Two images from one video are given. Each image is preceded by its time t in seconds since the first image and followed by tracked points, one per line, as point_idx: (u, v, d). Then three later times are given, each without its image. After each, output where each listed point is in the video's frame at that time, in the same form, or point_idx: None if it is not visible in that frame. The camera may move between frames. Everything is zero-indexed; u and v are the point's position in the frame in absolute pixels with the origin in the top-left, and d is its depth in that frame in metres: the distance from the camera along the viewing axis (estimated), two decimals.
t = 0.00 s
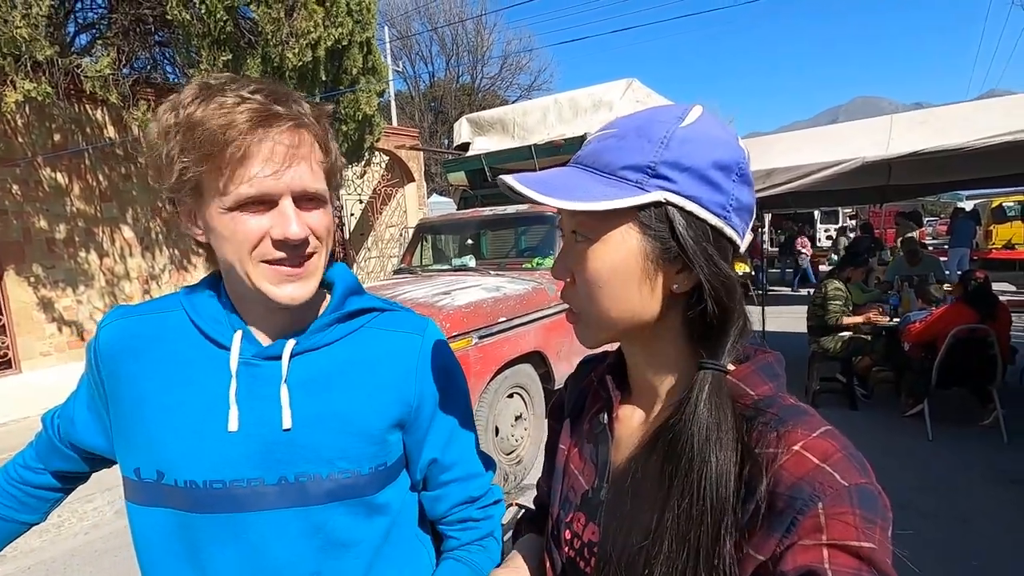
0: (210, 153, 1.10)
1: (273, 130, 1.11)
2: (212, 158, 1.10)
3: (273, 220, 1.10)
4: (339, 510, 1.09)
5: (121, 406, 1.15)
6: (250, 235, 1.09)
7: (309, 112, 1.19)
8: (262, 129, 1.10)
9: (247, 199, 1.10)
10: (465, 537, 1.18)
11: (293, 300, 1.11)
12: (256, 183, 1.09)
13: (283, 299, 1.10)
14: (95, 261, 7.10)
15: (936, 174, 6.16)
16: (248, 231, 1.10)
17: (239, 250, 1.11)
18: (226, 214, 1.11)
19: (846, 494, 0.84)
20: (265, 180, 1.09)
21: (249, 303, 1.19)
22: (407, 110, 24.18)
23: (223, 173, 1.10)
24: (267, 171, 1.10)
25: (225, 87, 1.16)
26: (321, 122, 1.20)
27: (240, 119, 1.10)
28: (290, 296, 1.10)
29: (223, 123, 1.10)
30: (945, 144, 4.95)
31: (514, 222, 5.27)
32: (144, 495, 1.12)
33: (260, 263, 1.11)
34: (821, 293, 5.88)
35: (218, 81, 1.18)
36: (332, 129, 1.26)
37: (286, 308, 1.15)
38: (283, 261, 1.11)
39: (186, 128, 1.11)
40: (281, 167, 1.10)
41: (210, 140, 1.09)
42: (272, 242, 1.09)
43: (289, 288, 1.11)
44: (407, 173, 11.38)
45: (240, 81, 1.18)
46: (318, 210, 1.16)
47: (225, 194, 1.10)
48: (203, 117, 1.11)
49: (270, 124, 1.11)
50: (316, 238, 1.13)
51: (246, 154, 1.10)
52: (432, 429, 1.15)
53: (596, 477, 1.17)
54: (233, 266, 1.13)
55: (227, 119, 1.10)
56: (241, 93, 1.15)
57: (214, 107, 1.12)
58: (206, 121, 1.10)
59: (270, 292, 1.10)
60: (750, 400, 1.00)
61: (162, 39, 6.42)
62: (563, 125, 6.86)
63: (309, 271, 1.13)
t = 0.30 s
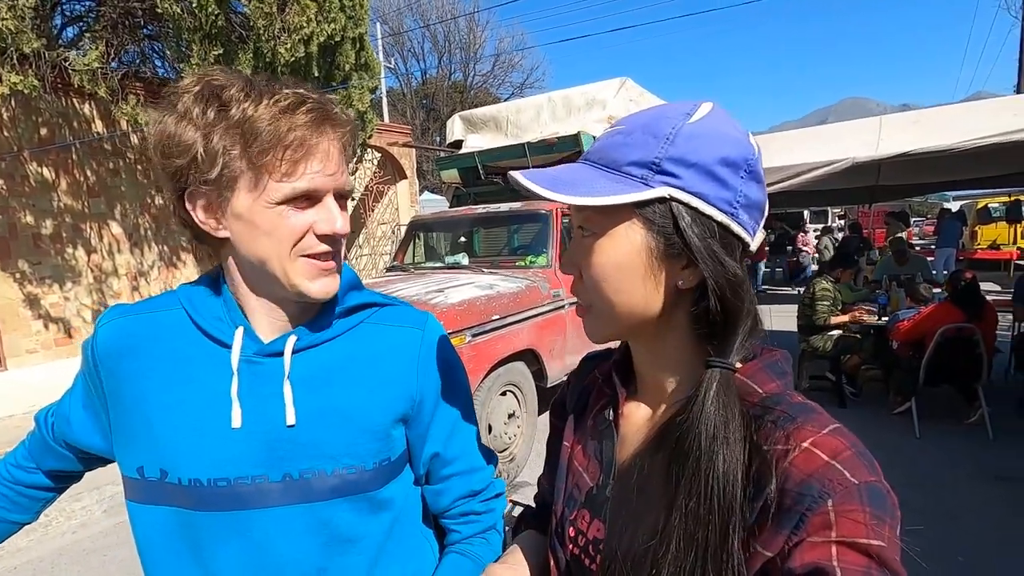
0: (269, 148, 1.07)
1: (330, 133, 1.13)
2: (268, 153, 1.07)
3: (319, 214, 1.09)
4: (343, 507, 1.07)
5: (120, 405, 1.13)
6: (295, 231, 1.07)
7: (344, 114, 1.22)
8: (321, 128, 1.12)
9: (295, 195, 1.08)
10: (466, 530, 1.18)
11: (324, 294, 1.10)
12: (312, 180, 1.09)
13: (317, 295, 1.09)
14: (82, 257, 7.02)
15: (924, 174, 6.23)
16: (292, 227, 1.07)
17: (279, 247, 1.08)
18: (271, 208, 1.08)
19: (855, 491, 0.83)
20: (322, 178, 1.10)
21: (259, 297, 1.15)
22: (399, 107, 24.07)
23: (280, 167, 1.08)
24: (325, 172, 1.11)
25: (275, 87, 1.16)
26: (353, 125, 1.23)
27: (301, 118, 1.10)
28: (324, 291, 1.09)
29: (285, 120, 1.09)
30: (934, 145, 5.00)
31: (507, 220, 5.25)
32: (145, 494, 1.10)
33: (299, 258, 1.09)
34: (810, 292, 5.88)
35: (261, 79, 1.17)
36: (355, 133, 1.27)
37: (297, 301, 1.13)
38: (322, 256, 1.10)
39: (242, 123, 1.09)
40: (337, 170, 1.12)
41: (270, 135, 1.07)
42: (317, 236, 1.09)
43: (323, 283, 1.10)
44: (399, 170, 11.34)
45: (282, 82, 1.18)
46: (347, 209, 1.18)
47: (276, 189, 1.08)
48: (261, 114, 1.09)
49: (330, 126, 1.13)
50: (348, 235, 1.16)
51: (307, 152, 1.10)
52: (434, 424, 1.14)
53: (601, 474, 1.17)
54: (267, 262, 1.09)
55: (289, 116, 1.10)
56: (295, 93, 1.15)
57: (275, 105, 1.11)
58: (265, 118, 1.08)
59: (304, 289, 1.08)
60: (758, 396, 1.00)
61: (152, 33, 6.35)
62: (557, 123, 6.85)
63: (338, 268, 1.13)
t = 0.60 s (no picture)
0: (272, 145, 1.07)
1: (330, 129, 1.13)
2: (271, 151, 1.07)
3: (321, 211, 1.10)
4: (341, 504, 1.07)
5: (116, 406, 1.13)
6: (298, 228, 1.07)
7: (343, 111, 1.22)
8: (323, 125, 1.12)
9: (298, 192, 1.08)
10: (465, 526, 1.18)
11: (327, 290, 1.09)
12: (314, 177, 1.09)
13: (321, 290, 1.09)
14: (78, 251, 6.99)
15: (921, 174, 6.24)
16: (295, 225, 1.07)
17: (284, 245, 1.07)
18: (274, 206, 1.07)
19: (858, 495, 0.83)
20: (324, 175, 1.10)
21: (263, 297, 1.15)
22: (397, 102, 24.02)
23: (283, 164, 1.07)
24: (328, 169, 1.11)
25: (273, 83, 1.15)
26: (350, 121, 1.23)
27: (303, 116, 1.10)
28: (327, 287, 1.09)
29: (287, 118, 1.08)
30: (932, 145, 5.00)
31: (505, 217, 5.25)
32: (144, 494, 1.10)
33: (303, 255, 1.08)
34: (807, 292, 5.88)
35: (258, 76, 1.16)
36: (353, 130, 1.27)
37: (298, 298, 1.13)
38: (326, 252, 1.10)
39: (243, 121, 1.08)
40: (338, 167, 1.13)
41: (273, 134, 1.07)
42: (320, 232, 1.09)
43: (326, 278, 1.09)
44: (397, 166, 11.31)
45: (279, 79, 1.18)
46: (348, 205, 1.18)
47: (280, 186, 1.07)
48: (262, 112, 1.08)
49: (330, 124, 1.13)
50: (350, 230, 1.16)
51: (310, 149, 1.09)
52: (432, 421, 1.14)
53: (605, 475, 1.17)
54: (272, 258, 1.08)
55: (291, 113, 1.09)
56: (294, 90, 1.15)
57: (276, 103, 1.10)
58: (268, 116, 1.08)
59: (308, 285, 1.08)
60: (764, 399, 0.99)
61: (149, 26, 6.31)
62: (555, 120, 6.84)
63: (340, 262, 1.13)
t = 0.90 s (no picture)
0: (278, 152, 1.11)
1: (334, 136, 1.18)
2: (277, 158, 1.11)
3: (325, 215, 1.14)
4: (347, 500, 1.11)
5: (129, 406, 1.17)
6: (302, 233, 1.12)
7: (347, 118, 1.26)
8: (327, 132, 1.17)
9: (303, 198, 1.12)
10: (466, 523, 1.21)
11: (331, 293, 1.14)
12: (318, 182, 1.13)
13: (323, 292, 1.13)
14: (96, 255, 7.12)
15: (934, 174, 6.19)
16: (299, 230, 1.11)
17: (288, 248, 1.12)
18: (280, 211, 1.12)
19: (843, 498, 0.85)
20: (328, 180, 1.15)
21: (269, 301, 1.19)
22: (408, 105, 24.16)
23: (288, 170, 1.12)
24: (331, 174, 1.16)
25: (279, 92, 1.19)
26: (354, 127, 1.28)
27: (308, 123, 1.14)
28: (330, 289, 1.14)
29: (292, 125, 1.13)
30: (945, 144, 4.97)
31: (515, 219, 5.28)
32: (156, 491, 1.14)
33: (307, 259, 1.13)
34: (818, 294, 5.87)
35: (264, 85, 1.20)
36: (355, 135, 1.32)
37: (303, 301, 1.18)
38: (328, 256, 1.15)
39: (250, 129, 1.12)
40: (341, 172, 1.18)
41: (279, 142, 1.11)
42: (324, 236, 1.13)
43: (329, 282, 1.14)
44: (407, 169, 11.40)
45: (284, 87, 1.22)
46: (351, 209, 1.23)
47: (285, 192, 1.12)
48: (267, 120, 1.13)
49: (334, 130, 1.18)
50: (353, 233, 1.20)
51: (314, 155, 1.14)
52: (433, 420, 1.18)
53: (602, 477, 1.20)
54: (279, 263, 1.12)
55: (296, 121, 1.14)
56: (298, 98, 1.19)
57: (282, 111, 1.15)
58: (274, 124, 1.12)
59: (311, 287, 1.13)
60: (753, 401, 1.02)
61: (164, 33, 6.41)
62: (565, 122, 6.86)
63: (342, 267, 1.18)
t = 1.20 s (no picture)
0: (288, 161, 1.15)
1: (343, 144, 1.21)
2: (288, 166, 1.15)
3: (335, 221, 1.17)
4: (354, 499, 1.14)
5: (144, 403, 1.21)
6: (312, 239, 1.15)
7: (356, 127, 1.29)
8: (335, 140, 1.20)
9: (312, 205, 1.16)
10: (473, 525, 1.23)
11: (340, 298, 1.17)
12: (328, 190, 1.16)
13: (333, 298, 1.17)
14: (115, 259, 7.25)
15: (953, 180, 6.13)
16: (309, 235, 1.15)
17: (297, 254, 1.15)
18: (290, 218, 1.15)
19: (835, 495, 0.86)
20: (336, 188, 1.18)
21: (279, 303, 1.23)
22: (421, 112, 24.34)
23: (298, 179, 1.15)
24: (340, 182, 1.19)
25: (291, 102, 1.23)
26: (363, 135, 1.31)
27: (317, 132, 1.17)
28: (339, 294, 1.17)
29: (302, 135, 1.16)
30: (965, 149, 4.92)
31: (526, 225, 5.31)
32: (168, 487, 1.18)
33: (317, 265, 1.16)
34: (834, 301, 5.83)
35: (277, 95, 1.24)
36: (365, 142, 1.35)
37: (312, 306, 1.21)
38: (338, 262, 1.18)
39: (262, 138, 1.16)
40: (349, 179, 1.20)
41: (289, 149, 1.15)
42: (333, 243, 1.16)
43: (338, 287, 1.17)
44: (421, 175, 11.48)
45: (296, 97, 1.25)
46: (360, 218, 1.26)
47: (295, 200, 1.15)
48: (279, 130, 1.16)
49: (343, 139, 1.21)
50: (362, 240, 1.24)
51: (323, 163, 1.17)
52: (440, 421, 1.20)
53: (602, 481, 1.21)
54: (288, 267, 1.16)
55: (306, 130, 1.17)
56: (309, 108, 1.22)
57: (292, 120, 1.18)
58: (285, 133, 1.16)
59: (322, 292, 1.16)
60: (746, 401, 1.04)
61: (183, 42, 6.54)
62: (577, 129, 6.89)
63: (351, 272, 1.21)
